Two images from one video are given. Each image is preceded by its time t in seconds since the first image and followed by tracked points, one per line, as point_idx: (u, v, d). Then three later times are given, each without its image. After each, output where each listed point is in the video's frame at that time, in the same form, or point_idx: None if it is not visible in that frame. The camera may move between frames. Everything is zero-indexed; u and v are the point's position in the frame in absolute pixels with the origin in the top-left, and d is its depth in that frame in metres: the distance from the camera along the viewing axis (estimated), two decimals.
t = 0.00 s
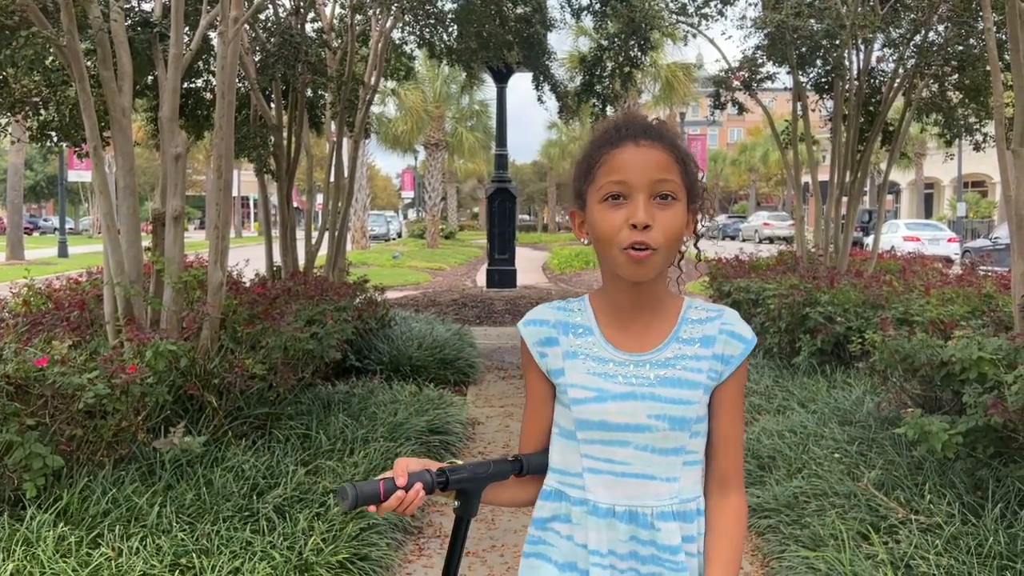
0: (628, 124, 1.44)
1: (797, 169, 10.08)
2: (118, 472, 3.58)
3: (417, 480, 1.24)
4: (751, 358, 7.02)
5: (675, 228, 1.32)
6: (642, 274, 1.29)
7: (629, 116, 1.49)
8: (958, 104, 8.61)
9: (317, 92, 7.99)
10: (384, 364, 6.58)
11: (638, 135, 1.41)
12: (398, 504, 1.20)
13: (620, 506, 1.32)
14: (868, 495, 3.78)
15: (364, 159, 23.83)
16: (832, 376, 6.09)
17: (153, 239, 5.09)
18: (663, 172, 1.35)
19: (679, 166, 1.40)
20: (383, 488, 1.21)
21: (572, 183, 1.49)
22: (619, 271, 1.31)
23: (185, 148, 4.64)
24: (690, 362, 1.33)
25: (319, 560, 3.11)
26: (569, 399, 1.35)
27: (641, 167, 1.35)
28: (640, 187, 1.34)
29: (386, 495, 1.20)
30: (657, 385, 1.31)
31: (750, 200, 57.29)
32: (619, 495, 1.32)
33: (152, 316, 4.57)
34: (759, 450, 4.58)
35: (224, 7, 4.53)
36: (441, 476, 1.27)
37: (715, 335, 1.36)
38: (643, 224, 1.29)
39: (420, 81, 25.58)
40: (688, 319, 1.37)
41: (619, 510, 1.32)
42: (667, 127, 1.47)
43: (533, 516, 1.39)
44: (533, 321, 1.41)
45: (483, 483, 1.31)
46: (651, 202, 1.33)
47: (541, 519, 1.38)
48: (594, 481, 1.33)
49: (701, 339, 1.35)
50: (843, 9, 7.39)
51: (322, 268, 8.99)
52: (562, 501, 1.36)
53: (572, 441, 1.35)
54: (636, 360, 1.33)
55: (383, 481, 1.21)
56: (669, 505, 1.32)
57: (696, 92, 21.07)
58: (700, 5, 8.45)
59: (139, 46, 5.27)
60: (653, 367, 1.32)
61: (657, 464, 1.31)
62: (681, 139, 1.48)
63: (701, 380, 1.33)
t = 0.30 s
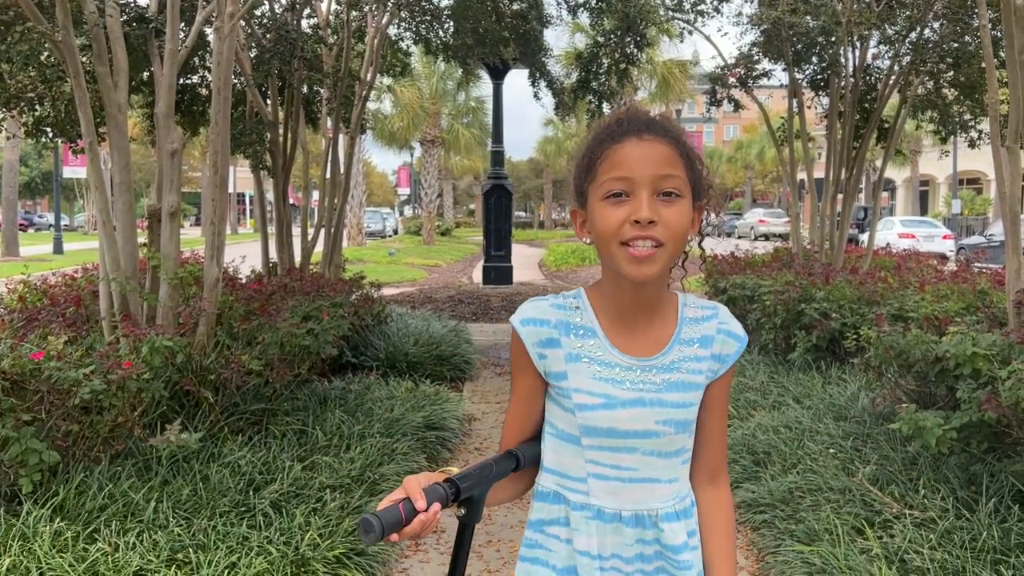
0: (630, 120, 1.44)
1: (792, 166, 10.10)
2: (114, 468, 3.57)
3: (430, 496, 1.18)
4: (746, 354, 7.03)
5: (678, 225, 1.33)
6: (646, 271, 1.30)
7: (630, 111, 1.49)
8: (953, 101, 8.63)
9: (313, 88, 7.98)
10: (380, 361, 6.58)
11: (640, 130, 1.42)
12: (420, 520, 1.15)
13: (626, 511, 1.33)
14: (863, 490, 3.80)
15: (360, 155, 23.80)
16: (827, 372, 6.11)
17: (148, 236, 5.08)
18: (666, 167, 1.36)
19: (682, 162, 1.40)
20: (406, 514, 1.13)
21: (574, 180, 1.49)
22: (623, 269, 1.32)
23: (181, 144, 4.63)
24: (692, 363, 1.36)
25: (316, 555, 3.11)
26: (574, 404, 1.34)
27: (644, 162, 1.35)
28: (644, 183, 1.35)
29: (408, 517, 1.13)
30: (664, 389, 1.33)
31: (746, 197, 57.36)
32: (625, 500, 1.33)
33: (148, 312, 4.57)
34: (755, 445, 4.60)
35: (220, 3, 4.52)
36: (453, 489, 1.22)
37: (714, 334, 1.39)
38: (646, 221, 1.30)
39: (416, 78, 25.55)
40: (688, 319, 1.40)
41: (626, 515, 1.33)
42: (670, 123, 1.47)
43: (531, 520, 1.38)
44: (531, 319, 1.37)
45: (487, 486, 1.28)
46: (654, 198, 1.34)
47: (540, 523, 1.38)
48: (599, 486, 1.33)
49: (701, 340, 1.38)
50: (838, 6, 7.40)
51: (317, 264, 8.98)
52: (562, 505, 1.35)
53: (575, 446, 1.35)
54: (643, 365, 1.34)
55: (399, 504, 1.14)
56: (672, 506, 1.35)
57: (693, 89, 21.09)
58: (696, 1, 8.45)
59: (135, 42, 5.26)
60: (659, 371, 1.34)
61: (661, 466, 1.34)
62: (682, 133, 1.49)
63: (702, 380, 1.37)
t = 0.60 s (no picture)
0: (600, 112, 1.37)
1: (787, 164, 10.13)
2: (110, 464, 3.57)
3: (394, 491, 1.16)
4: (742, 351, 7.05)
5: (645, 231, 1.29)
6: (611, 280, 1.29)
7: (604, 95, 1.42)
8: (949, 99, 8.65)
9: (309, 84, 7.97)
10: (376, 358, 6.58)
11: (609, 125, 1.35)
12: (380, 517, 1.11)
13: (604, 522, 1.30)
14: (858, 487, 3.81)
15: (356, 153, 23.77)
16: (822, 369, 6.13)
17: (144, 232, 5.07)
18: (634, 171, 1.30)
19: (654, 158, 1.34)
20: (366, 513, 1.09)
21: (543, 169, 1.44)
22: (589, 274, 1.30)
23: (177, 140, 4.62)
24: (669, 361, 1.35)
25: (312, 551, 3.11)
26: (544, 407, 1.32)
27: (612, 165, 1.30)
28: (611, 187, 1.30)
29: (368, 514, 1.09)
30: (638, 390, 1.31)
31: (742, 195, 57.44)
32: (603, 510, 1.30)
33: (144, 309, 4.56)
34: (750, 442, 4.62)
35: None
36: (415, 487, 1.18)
37: (694, 330, 1.39)
38: (611, 230, 1.27)
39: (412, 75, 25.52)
40: (664, 315, 1.38)
41: (603, 526, 1.30)
42: (645, 110, 1.39)
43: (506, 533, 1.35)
44: (499, 322, 1.36)
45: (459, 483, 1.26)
46: (621, 204, 1.29)
47: (514, 536, 1.35)
48: (572, 495, 1.30)
49: (680, 337, 1.37)
50: (834, 4, 7.42)
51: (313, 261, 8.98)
52: (537, 518, 1.33)
53: (547, 452, 1.32)
54: (616, 364, 1.32)
55: (355, 503, 1.10)
56: (652, 515, 1.32)
57: (689, 87, 21.09)
58: None
59: (130, 38, 5.25)
60: (632, 371, 1.32)
61: (639, 472, 1.32)
62: (659, 122, 1.41)
63: (681, 379, 1.36)
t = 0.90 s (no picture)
0: (572, 108, 1.33)
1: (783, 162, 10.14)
2: (107, 461, 3.56)
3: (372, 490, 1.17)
4: (738, 348, 7.06)
5: (611, 232, 1.25)
6: (575, 281, 1.25)
7: (581, 91, 1.38)
8: (944, 98, 8.68)
9: (306, 82, 7.96)
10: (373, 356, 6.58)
11: (579, 123, 1.30)
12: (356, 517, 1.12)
13: (574, 531, 1.27)
14: (855, 484, 3.82)
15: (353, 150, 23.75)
16: (818, 366, 6.14)
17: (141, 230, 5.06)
18: (602, 170, 1.26)
19: (626, 157, 1.30)
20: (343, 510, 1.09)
21: (515, 164, 1.41)
22: (553, 275, 1.28)
23: (173, 137, 4.61)
24: (641, 362, 1.30)
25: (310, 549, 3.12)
26: (511, 410, 1.30)
27: (578, 164, 1.26)
28: (576, 186, 1.26)
29: (346, 511, 1.10)
30: (606, 392, 1.27)
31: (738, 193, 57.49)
32: (573, 518, 1.28)
33: (141, 306, 4.56)
34: (747, 439, 4.63)
35: None
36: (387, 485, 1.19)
37: (668, 329, 1.32)
38: (574, 231, 1.23)
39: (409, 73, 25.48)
40: (638, 314, 1.33)
41: (573, 535, 1.27)
42: (619, 107, 1.35)
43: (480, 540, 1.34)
44: (470, 324, 1.36)
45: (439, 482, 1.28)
46: (587, 204, 1.26)
47: (487, 544, 1.34)
48: (540, 501, 1.29)
49: (654, 336, 1.31)
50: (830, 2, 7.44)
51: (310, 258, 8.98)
52: (509, 526, 1.32)
53: (517, 458, 1.31)
54: (583, 365, 1.28)
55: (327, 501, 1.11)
56: (626, 523, 1.29)
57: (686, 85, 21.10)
58: None
59: (126, 35, 5.23)
60: (600, 372, 1.28)
61: (610, 477, 1.28)
62: (635, 119, 1.37)
63: (655, 381, 1.30)
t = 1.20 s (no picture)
0: (577, 100, 1.34)
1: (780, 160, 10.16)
2: (104, 459, 3.56)
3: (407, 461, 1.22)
4: (735, 346, 7.07)
5: (608, 223, 1.24)
6: (572, 272, 1.25)
7: (589, 84, 1.38)
8: (940, 96, 8.69)
9: (302, 80, 7.95)
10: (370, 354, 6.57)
11: (580, 115, 1.30)
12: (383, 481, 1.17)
13: (559, 523, 1.27)
14: (851, 481, 3.83)
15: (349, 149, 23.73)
16: (815, 364, 6.15)
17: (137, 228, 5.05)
18: (601, 161, 1.26)
19: (628, 149, 1.28)
20: (371, 468, 1.14)
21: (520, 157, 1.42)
22: (552, 266, 1.28)
23: (170, 135, 4.60)
24: (635, 358, 1.25)
25: (307, 547, 3.12)
26: (509, 398, 1.33)
27: (577, 154, 1.26)
28: (574, 177, 1.26)
29: (375, 473, 1.15)
30: (594, 386, 1.25)
31: (734, 192, 57.52)
32: (558, 509, 1.28)
33: (137, 304, 4.55)
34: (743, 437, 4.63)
35: None
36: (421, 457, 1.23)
37: (664, 326, 1.25)
38: (570, 222, 1.23)
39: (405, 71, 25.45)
40: (638, 309, 1.28)
41: (559, 527, 1.27)
42: (624, 100, 1.34)
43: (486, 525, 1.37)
44: (484, 311, 1.40)
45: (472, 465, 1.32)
46: (586, 196, 1.25)
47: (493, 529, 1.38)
48: (531, 490, 1.30)
49: (649, 332, 1.26)
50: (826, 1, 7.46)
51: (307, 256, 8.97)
52: (507, 512, 1.35)
53: (514, 446, 1.34)
54: (575, 358, 1.27)
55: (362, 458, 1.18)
56: (614, 522, 1.26)
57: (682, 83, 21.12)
58: None
59: (122, 33, 5.22)
60: (590, 366, 1.26)
61: (598, 473, 1.26)
62: (640, 111, 1.35)
63: (650, 378, 1.24)
